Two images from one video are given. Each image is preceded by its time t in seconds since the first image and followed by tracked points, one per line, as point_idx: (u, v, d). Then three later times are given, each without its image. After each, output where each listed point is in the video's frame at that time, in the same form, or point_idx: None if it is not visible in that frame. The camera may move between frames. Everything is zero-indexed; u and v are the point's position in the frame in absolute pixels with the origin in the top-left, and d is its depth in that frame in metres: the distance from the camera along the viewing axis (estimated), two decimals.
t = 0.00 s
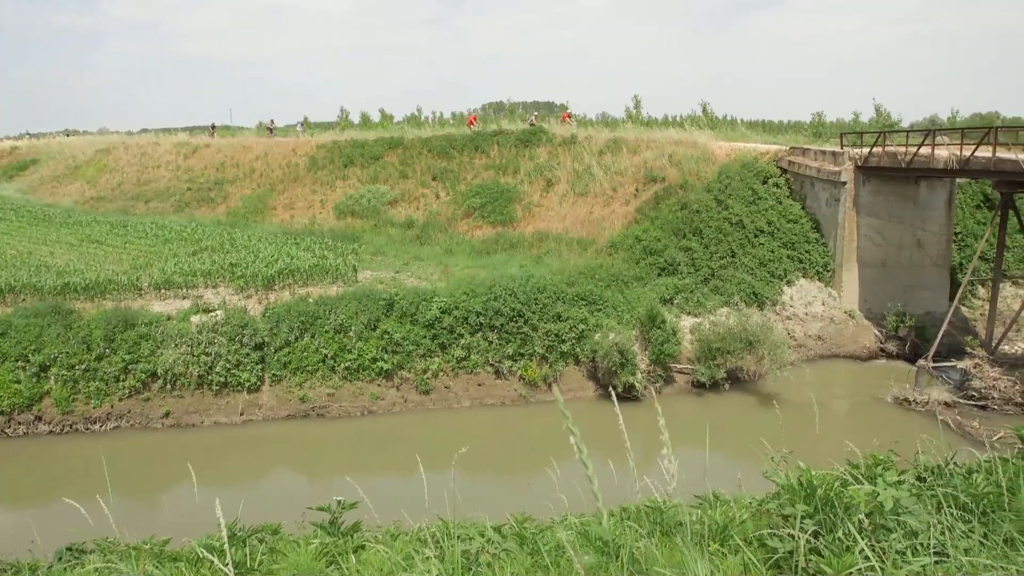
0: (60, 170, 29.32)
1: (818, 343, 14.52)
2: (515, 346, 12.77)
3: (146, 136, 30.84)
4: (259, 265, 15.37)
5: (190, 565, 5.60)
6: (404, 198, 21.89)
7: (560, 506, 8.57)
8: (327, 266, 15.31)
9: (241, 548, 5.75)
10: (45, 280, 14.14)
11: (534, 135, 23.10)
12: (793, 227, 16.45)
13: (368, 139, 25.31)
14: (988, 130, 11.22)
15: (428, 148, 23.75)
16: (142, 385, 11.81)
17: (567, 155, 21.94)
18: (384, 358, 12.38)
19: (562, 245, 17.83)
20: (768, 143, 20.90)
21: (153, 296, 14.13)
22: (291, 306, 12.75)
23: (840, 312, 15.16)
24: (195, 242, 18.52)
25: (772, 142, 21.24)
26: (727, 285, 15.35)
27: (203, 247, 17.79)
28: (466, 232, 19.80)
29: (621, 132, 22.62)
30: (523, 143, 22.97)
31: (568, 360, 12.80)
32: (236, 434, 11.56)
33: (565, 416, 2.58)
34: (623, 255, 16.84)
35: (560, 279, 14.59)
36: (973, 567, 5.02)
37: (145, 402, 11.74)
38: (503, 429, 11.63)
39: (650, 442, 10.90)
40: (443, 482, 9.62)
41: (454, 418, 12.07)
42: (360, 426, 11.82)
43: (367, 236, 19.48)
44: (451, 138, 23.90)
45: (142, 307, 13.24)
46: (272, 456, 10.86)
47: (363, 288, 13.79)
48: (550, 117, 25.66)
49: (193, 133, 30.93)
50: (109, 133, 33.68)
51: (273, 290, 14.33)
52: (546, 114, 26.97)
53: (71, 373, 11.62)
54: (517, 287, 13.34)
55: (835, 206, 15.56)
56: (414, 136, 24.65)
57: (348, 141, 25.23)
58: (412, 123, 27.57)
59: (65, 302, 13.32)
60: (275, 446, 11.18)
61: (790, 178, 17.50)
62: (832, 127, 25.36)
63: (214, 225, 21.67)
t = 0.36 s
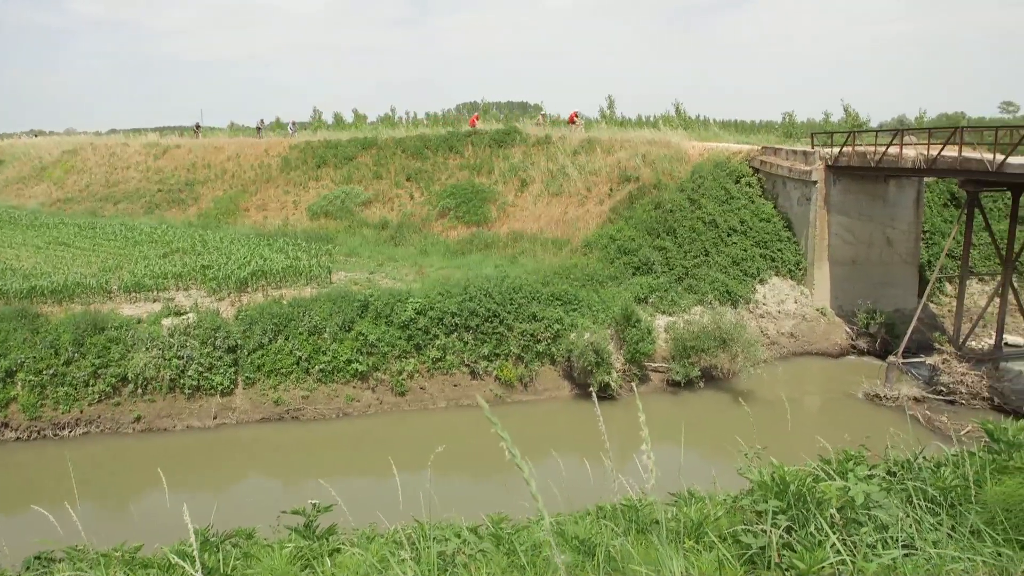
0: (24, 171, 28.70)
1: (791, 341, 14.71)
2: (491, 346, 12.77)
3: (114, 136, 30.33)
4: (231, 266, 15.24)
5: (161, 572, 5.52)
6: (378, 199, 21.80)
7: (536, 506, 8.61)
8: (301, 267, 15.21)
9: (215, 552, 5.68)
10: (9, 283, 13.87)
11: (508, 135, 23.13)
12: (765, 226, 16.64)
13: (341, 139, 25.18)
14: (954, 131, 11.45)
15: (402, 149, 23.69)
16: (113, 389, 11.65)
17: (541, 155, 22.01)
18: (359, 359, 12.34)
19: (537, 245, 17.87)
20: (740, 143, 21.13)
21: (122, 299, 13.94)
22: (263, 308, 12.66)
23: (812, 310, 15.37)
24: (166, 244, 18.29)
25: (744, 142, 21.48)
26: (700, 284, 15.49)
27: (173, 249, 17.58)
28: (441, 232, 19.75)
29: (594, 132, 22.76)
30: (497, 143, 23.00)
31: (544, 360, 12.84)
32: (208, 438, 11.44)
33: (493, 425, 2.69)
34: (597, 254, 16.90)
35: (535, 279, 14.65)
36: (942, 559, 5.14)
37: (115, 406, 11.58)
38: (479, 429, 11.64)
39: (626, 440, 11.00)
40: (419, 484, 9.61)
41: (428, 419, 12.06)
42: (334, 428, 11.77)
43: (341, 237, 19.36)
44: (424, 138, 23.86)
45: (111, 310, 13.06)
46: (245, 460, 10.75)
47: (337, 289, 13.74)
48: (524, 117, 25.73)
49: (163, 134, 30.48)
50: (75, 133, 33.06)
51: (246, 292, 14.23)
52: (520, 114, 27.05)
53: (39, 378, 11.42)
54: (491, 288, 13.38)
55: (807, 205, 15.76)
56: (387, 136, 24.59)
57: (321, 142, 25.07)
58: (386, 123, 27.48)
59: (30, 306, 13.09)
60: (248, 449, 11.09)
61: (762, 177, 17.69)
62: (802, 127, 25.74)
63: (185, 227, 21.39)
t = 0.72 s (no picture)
0: None
1: (764, 339, 14.91)
2: (466, 346, 12.80)
3: (81, 137, 29.81)
4: (203, 269, 15.09)
5: None
6: (352, 199, 21.70)
7: (512, 506, 8.66)
8: (273, 269, 15.11)
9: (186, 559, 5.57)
10: None
11: (482, 135, 23.15)
12: (739, 225, 16.81)
13: (314, 140, 25.04)
14: (921, 131, 11.64)
15: (375, 149, 23.63)
16: (81, 395, 11.50)
17: (515, 156, 22.06)
18: (333, 361, 12.28)
19: (511, 245, 17.88)
20: (712, 142, 21.34)
21: (91, 302, 13.75)
22: (236, 310, 12.55)
23: (784, 308, 15.57)
24: (135, 246, 18.04)
25: (716, 141, 21.69)
26: (674, 283, 15.63)
27: (143, 252, 17.35)
28: (415, 233, 19.69)
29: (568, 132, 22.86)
30: (471, 143, 23.01)
31: (519, 360, 12.89)
32: (180, 442, 11.31)
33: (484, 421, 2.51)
34: (572, 254, 16.95)
35: (510, 279, 14.67)
36: (911, 552, 5.22)
37: (84, 412, 11.43)
38: (455, 430, 11.65)
39: (601, 439, 11.09)
40: (394, 485, 9.61)
41: (404, 420, 12.06)
42: (309, 430, 11.72)
43: (314, 238, 19.23)
44: (398, 138, 23.81)
45: (79, 314, 12.87)
46: (219, 463, 10.69)
47: (311, 291, 13.67)
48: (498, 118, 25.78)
49: (131, 134, 30.03)
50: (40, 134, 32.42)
51: (217, 295, 14.11)
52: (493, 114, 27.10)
53: (4, 384, 11.22)
54: (466, 288, 13.37)
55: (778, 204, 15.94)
56: (361, 137, 24.51)
57: (294, 142, 24.93)
58: (359, 123, 27.36)
59: None
60: (221, 453, 10.99)
61: (734, 177, 17.84)
62: (773, 127, 26.07)
63: (154, 228, 21.10)
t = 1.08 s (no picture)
0: None
1: (736, 337, 15.12)
2: (440, 348, 12.82)
3: (45, 137, 29.21)
4: (172, 271, 14.91)
5: None
6: (324, 200, 21.57)
7: (486, 506, 8.72)
8: (244, 271, 14.98)
9: (156, 566, 5.50)
10: None
11: (454, 135, 23.16)
12: (711, 224, 16.98)
13: (285, 141, 24.87)
14: (888, 130, 11.88)
15: (347, 150, 23.54)
16: (48, 401, 11.32)
17: (488, 156, 22.09)
18: (306, 364, 12.22)
19: (485, 245, 17.89)
20: (684, 142, 21.55)
21: (57, 306, 13.52)
22: (207, 313, 12.42)
23: (756, 306, 15.78)
24: (102, 249, 17.74)
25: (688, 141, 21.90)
26: (646, 282, 15.75)
27: (110, 254, 17.08)
28: (388, 233, 19.60)
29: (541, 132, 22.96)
30: (444, 144, 23.01)
31: (493, 361, 12.94)
32: (150, 447, 11.19)
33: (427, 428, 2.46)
34: (545, 254, 17.00)
35: (483, 279, 14.67)
36: (878, 545, 5.32)
37: (51, 418, 11.25)
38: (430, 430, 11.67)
39: (575, 438, 11.20)
40: (367, 487, 9.61)
41: (378, 421, 12.06)
42: (281, 433, 11.65)
43: (286, 239, 19.06)
44: (370, 138, 23.74)
45: (44, 318, 12.65)
46: (190, 466, 10.60)
47: (284, 292, 13.57)
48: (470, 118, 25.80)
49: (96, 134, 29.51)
50: None
51: (187, 297, 13.96)
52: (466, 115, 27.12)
53: None
54: (439, 288, 13.34)
55: (749, 204, 16.13)
56: (332, 137, 24.40)
57: (264, 143, 24.75)
58: (331, 124, 27.20)
59: None
60: (193, 457, 10.89)
61: (706, 176, 17.99)
62: (743, 126, 26.40)
63: (122, 230, 20.76)
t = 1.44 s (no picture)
0: None
1: (708, 335, 15.28)
2: (414, 348, 12.80)
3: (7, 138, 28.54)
4: (141, 273, 14.70)
5: None
6: (295, 201, 21.40)
7: (459, 507, 8.76)
8: (214, 273, 14.83)
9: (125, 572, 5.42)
10: None
11: (427, 136, 23.12)
12: (684, 223, 17.12)
13: (256, 141, 24.67)
14: (855, 130, 12.07)
15: (319, 150, 23.39)
16: (12, 407, 11.11)
17: (461, 156, 22.07)
18: (278, 366, 12.14)
19: (458, 245, 17.85)
20: (657, 142, 21.71)
21: (21, 311, 13.26)
22: (177, 316, 12.27)
23: (728, 304, 15.96)
24: (68, 252, 17.41)
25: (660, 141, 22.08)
26: (620, 281, 15.85)
27: (76, 257, 16.77)
28: (361, 235, 19.46)
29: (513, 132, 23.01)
30: (416, 144, 22.96)
31: (467, 361, 12.95)
32: (120, 453, 11.04)
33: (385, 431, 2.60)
34: (519, 254, 17.02)
35: (457, 279, 14.66)
36: (847, 539, 5.39)
37: (15, 425, 11.05)
38: (405, 432, 11.65)
39: (550, 438, 11.24)
40: (341, 490, 9.59)
41: (353, 423, 12.02)
42: (253, 437, 11.56)
43: (257, 241, 18.86)
44: (342, 138, 23.62)
45: (8, 323, 12.42)
46: (161, 471, 10.49)
47: (255, 294, 13.46)
48: (443, 118, 25.78)
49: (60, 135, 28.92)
50: None
51: (157, 301, 13.79)
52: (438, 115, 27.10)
53: None
54: (412, 289, 13.30)
55: (721, 203, 16.30)
56: (304, 138, 24.23)
57: (235, 144, 24.52)
58: (302, 124, 26.99)
59: None
60: (163, 462, 10.77)
61: (678, 176, 18.12)
62: (714, 126, 26.68)
63: (88, 232, 20.38)
